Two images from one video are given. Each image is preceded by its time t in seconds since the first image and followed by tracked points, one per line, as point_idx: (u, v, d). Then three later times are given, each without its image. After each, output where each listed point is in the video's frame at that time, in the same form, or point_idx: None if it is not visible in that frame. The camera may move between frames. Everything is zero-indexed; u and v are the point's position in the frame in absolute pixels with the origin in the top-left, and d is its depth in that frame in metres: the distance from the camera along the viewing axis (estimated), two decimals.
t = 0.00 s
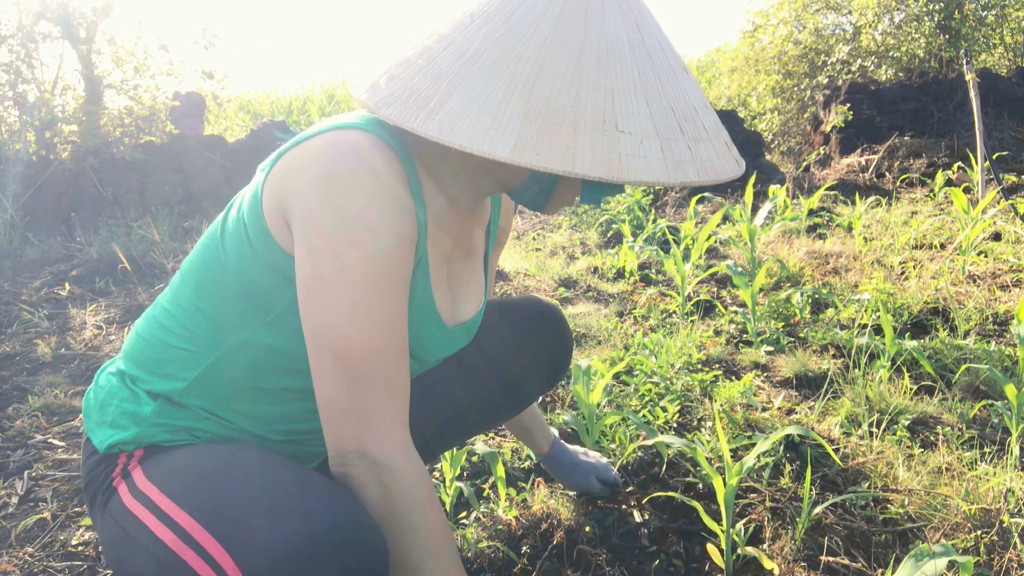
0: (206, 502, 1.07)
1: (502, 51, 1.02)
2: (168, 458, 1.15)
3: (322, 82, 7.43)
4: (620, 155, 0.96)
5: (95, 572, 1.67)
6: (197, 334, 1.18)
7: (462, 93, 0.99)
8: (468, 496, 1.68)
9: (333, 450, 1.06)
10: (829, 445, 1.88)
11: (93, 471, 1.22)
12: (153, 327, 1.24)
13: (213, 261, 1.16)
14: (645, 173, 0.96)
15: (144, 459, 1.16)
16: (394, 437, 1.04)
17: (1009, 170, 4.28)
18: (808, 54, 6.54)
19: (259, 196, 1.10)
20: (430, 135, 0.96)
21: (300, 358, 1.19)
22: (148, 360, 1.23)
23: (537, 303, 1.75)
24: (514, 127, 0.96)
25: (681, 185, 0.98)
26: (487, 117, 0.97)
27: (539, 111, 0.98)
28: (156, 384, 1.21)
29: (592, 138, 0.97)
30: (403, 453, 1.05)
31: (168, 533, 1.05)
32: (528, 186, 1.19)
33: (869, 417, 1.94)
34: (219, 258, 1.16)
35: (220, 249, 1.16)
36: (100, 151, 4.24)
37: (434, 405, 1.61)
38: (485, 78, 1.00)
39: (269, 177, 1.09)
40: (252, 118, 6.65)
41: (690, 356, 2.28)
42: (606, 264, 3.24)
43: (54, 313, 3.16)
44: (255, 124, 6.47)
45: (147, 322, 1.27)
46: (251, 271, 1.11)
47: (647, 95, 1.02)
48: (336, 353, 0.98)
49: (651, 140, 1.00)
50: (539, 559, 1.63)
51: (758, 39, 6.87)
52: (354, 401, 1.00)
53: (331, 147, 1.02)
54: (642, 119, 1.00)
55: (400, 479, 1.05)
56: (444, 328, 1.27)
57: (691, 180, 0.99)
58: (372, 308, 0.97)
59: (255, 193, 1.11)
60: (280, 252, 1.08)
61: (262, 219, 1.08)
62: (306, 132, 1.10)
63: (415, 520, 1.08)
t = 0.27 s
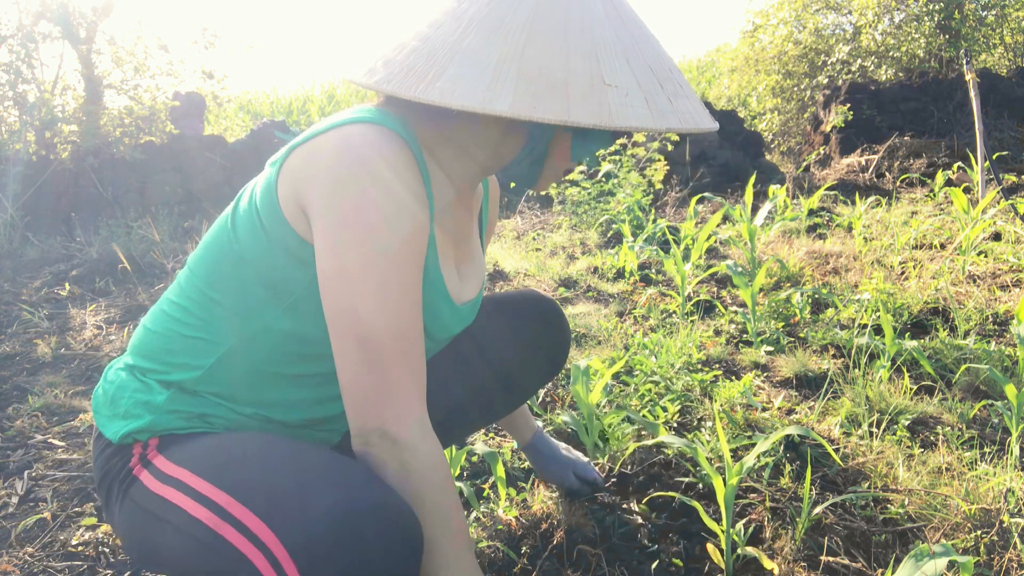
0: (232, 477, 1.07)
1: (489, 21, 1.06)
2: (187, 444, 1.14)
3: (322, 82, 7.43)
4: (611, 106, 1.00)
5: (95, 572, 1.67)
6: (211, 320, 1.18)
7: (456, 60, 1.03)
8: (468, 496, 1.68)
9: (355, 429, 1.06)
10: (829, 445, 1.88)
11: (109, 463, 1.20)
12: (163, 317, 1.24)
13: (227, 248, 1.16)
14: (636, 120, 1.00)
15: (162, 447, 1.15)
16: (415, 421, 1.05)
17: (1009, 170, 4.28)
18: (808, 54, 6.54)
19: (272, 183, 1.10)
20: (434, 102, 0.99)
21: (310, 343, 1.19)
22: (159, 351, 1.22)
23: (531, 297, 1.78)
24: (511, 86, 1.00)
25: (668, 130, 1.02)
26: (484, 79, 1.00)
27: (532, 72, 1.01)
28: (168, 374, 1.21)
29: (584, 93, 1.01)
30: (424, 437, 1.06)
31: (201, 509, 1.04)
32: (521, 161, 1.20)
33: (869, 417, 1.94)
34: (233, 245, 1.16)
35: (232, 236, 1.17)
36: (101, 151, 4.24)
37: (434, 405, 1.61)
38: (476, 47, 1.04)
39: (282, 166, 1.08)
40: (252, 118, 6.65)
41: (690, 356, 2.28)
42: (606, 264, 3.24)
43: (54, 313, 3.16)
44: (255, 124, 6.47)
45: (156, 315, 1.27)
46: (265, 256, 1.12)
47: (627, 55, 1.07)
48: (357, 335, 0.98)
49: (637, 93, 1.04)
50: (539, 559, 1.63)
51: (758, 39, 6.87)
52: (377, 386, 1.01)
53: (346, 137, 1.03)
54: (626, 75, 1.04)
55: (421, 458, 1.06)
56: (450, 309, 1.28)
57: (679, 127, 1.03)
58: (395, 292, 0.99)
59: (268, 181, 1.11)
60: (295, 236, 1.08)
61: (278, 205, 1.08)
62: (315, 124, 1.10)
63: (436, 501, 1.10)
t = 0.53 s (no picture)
0: (243, 469, 1.07)
1: (480, 10, 1.11)
2: (193, 437, 1.14)
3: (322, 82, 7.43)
4: (602, 88, 1.05)
5: (95, 572, 1.68)
6: (211, 311, 1.18)
7: (450, 45, 1.06)
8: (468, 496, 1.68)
9: (365, 415, 1.06)
10: (829, 445, 1.87)
11: (109, 457, 1.19)
12: (162, 310, 1.24)
13: (226, 241, 1.16)
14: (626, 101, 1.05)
15: (166, 440, 1.15)
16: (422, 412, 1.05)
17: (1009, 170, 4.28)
18: (808, 54, 6.54)
19: (270, 176, 1.10)
20: (431, 87, 1.01)
21: (309, 334, 1.20)
22: (158, 344, 1.22)
23: (529, 293, 1.79)
24: (506, 67, 1.04)
25: (657, 110, 1.07)
26: (479, 61, 1.04)
27: (525, 55, 1.05)
28: (168, 366, 1.20)
29: (575, 75, 1.05)
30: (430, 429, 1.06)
31: (214, 500, 1.04)
32: (513, 157, 1.19)
33: (869, 417, 1.94)
34: (232, 238, 1.16)
35: (231, 229, 1.17)
36: (101, 151, 4.24)
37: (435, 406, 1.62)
38: (469, 33, 1.08)
39: (279, 162, 1.09)
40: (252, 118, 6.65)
41: (690, 356, 2.28)
42: (606, 264, 3.24)
43: (54, 313, 3.16)
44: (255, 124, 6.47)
45: (153, 310, 1.26)
46: (265, 248, 1.12)
47: (614, 42, 1.12)
48: (363, 324, 0.99)
49: (625, 76, 1.09)
50: (539, 559, 1.63)
51: (758, 39, 6.87)
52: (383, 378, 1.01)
53: (343, 132, 1.03)
54: (614, 60, 1.10)
55: (429, 445, 1.06)
56: (447, 302, 1.29)
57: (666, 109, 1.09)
58: (398, 284, 0.99)
59: (266, 175, 1.11)
60: (296, 228, 1.09)
61: (277, 200, 1.09)
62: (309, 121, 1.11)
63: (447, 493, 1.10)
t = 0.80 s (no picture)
0: (237, 477, 1.07)
1: (471, 10, 1.11)
2: (187, 446, 1.14)
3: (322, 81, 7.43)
4: (598, 84, 1.05)
5: (95, 572, 1.67)
6: (202, 320, 1.18)
7: (441, 47, 1.07)
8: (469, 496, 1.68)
9: (362, 419, 1.06)
10: (829, 445, 1.87)
11: (108, 466, 1.20)
12: (154, 320, 1.24)
13: (218, 249, 1.16)
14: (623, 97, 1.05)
15: (161, 450, 1.15)
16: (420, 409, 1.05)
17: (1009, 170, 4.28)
18: (808, 54, 6.54)
19: (260, 183, 1.10)
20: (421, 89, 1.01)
21: (303, 339, 1.19)
22: (152, 352, 1.22)
23: (529, 292, 1.73)
24: (497, 69, 1.03)
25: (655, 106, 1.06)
26: (470, 63, 1.04)
27: (516, 55, 1.05)
28: (161, 376, 1.20)
29: (569, 72, 1.05)
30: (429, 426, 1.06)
31: (210, 509, 1.04)
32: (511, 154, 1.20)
33: (869, 417, 1.94)
34: (224, 245, 1.16)
35: (222, 236, 1.17)
36: (101, 151, 4.24)
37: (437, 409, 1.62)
38: (461, 34, 1.08)
39: (268, 170, 1.10)
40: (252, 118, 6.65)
41: (690, 356, 2.28)
42: (606, 264, 3.24)
43: (55, 313, 3.16)
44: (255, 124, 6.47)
45: (148, 318, 1.27)
46: (256, 253, 1.12)
47: (609, 40, 1.12)
48: (357, 326, 0.99)
49: (621, 73, 1.09)
50: (540, 559, 1.63)
51: (758, 39, 6.87)
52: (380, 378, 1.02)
53: (332, 135, 1.04)
54: (610, 57, 1.09)
55: (427, 447, 1.06)
56: (447, 308, 1.28)
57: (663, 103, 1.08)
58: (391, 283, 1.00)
59: (255, 183, 1.12)
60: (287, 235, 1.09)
61: (267, 207, 1.09)
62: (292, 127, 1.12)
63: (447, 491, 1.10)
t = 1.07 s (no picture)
0: (199, 485, 1.07)
1: (475, 22, 1.13)
2: (161, 448, 1.15)
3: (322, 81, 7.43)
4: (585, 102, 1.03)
5: (95, 572, 1.67)
6: (194, 323, 1.18)
7: (433, 55, 1.09)
8: (468, 495, 1.68)
9: (345, 436, 1.05)
10: (829, 445, 1.87)
11: (89, 461, 1.22)
12: (148, 319, 1.25)
13: (214, 254, 1.17)
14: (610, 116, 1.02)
15: (137, 450, 1.16)
16: (406, 426, 1.04)
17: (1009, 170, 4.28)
18: (808, 54, 6.54)
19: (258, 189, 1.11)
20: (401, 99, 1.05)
21: (294, 351, 1.19)
22: (144, 350, 1.23)
23: (536, 298, 1.70)
24: (480, 81, 1.05)
25: (649, 127, 1.03)
26: (454, 75, 1.06)
27: (502, 67, 1.07)
28: (149, 374, 1.22)
29: (554, 87, 1.04)
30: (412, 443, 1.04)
31: (167, 520, 1.05)
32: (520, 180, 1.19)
33: (869, 417, 1.94)
34: (220, 250, 1.17)
35: (218, 242, 1.18)
36: (100, 151, 4.24)
37: (437, 410, 1.62)
38: (457, 45, 1.10)
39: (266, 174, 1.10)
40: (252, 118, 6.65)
41: (690, 356, 2.28)
42: (606, 264, 3.24)
43: (54, 313, 3.16)
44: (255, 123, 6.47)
45: (146, 313, 1.28)
46: (249, 260, 1.12)
47: (617, 58, 1.10)
48: (342, 338, 0.98)
49: (620, 91, 1.06)
50: (539, 559, 1.63)
51: (758, 39, 6.87)
52: (363, 391, 1.00)
53: (328, 142, 1.05)
54: (611, 75, 1.07)
55: (412, 463, 1.05)
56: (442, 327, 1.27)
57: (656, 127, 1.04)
58: (379, 295, 0.99)
59: (254, 189, 1.13)
60: (280, 243, 1.09)
61: (262, 213, 1.10)
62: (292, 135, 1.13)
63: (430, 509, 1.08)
